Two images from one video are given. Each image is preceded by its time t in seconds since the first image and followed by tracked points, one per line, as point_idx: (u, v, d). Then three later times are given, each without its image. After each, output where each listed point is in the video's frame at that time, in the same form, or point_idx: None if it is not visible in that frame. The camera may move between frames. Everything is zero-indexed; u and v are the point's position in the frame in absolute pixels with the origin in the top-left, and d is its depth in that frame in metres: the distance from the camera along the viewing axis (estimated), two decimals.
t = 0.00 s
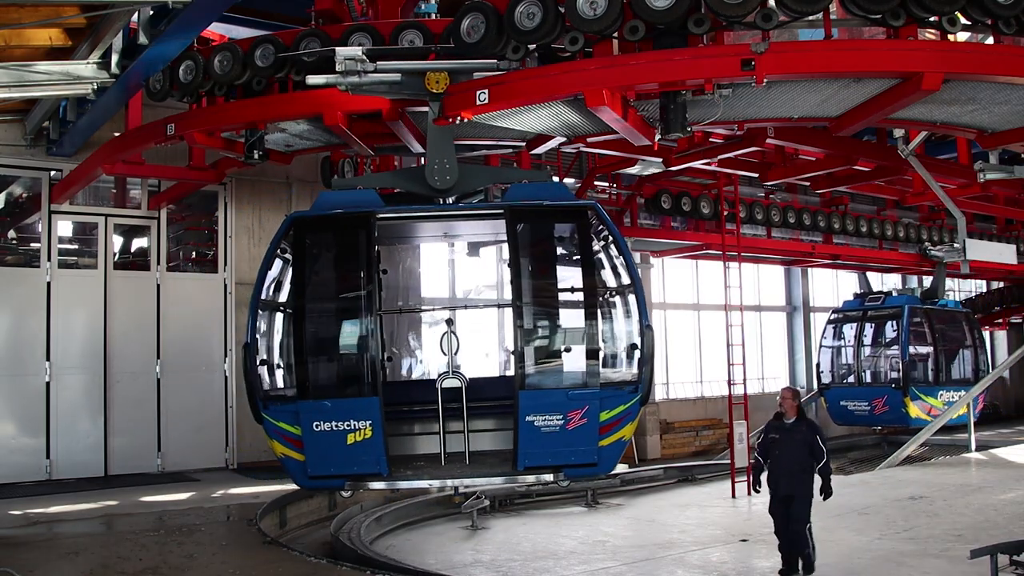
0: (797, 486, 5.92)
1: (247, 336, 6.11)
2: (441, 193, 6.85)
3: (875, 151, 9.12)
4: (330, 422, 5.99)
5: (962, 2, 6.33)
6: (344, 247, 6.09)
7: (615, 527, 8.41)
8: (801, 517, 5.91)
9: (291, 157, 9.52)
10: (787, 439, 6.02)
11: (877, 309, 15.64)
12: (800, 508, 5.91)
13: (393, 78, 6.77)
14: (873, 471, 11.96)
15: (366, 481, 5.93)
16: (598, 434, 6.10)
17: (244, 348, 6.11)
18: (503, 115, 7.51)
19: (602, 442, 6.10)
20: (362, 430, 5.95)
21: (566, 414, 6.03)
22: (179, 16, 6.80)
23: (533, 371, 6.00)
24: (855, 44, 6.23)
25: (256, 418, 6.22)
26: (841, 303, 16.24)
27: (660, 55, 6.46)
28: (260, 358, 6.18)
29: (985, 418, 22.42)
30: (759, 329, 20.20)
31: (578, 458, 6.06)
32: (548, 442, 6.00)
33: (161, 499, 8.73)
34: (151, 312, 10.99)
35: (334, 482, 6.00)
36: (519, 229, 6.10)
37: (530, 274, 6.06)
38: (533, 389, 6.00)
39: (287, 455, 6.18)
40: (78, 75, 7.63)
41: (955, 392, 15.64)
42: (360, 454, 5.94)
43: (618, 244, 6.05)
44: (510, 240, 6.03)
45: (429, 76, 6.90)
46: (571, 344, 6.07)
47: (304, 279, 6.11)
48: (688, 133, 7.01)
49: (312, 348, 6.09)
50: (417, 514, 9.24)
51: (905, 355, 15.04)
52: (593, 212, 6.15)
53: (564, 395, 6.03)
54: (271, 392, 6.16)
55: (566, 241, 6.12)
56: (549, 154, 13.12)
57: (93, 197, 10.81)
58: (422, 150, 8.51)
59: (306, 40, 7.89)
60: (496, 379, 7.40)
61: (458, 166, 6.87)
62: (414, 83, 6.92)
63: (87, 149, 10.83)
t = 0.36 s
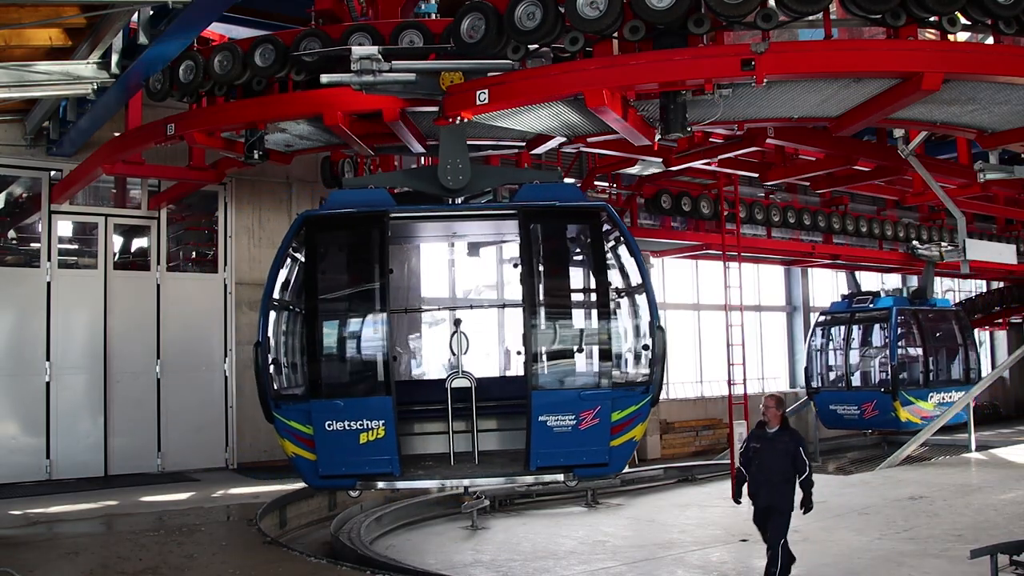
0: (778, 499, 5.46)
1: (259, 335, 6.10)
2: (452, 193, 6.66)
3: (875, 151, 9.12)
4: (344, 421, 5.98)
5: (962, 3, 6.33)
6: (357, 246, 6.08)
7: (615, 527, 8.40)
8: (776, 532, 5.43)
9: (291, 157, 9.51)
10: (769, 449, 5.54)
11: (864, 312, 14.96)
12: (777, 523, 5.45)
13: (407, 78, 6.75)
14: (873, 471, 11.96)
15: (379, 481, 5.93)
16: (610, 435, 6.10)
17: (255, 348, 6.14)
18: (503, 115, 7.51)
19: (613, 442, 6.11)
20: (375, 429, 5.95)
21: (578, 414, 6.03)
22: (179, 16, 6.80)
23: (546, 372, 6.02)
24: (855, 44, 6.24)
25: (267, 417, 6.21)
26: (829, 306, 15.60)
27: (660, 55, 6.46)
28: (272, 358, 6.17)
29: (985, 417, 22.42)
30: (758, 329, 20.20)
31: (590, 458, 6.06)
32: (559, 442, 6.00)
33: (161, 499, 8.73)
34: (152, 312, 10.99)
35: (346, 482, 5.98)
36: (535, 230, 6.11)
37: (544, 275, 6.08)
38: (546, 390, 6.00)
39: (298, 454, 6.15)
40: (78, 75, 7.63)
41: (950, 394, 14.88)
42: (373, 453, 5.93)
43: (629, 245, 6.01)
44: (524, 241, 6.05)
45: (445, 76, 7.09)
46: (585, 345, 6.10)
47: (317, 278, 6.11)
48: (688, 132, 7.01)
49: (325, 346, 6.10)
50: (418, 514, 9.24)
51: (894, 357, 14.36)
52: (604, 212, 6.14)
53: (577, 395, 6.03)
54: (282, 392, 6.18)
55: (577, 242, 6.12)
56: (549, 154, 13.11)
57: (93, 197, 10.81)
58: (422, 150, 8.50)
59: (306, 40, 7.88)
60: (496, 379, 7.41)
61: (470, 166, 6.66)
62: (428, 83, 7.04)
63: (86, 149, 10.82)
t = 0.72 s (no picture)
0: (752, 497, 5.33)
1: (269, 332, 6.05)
2: (462, 192, 6.66)
3: (875, 151, 9.13)
4: (353, 420, 5.98)
5: (962, 3, 6.33)
6: (369, 245, 6.07)
7: (615, 527, 8.40)
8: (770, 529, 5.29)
9: (291, 157, 9.51)
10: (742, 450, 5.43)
11: (851, 312, 14.56)
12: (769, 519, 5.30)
13: (422, 77, 6.84)
14: (873, 471, 11.95)
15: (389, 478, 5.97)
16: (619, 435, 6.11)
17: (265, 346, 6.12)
18: (504, 115, 7.50)
19: (622, 442, 6.13)
20: (386, 428, 5.95)
21: (588, 414, 6.04)
22: (178, 16, 6.80)
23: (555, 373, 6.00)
24: (855, 44, 6.24)
25: (276, 416, 6.17)
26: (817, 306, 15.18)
27: (660, 54, 6.46)
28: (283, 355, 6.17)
29: (985, 417, 22.43)
30: (758, 329, 20.20)
31: (598, 458, 6.08)
32: (569, 441, 6.02)
33: (161, 499, 8.73)
34: (152, 312, 10.99)
35: (355, 481, 6.01)
36: (546, 231, 6.10)
37: (555, 275, 6.06)
38: (557, 389, 6.00)
39: (306, 453, 6.14)
40: (78, 75, 7.63)
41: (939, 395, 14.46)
42: (384, 452, 5.94)
43: (637, 245, 6.12)
44: (534, 241, 6.02)
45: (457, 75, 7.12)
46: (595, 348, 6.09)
47: (328, 276, 6.08)
48: (688, 132, 7.01)
49: (335, 345, 6.07)
50: (418, 514, 9.25)
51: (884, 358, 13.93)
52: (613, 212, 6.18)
53: (587, 395, 6.03)
54: (292, 390, 6.15)
55: (586, 242, 6.14)
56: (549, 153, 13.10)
57: (93, 197, 10.81)
58: (422, 150, 8.50)
59: (306, 40, 7.87)
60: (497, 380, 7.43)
61: (481, 166, 6.68)
62: (442, 83, 7.09)
63: (87, 149, 10.82)
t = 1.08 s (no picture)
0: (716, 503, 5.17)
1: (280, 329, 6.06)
2: (473, 193, 6.44)
3: (875, 151, 9.14)
4: (363, 419, 5.95)
5: (962, 3, 6.33)
6: (382, 243, 6.08)
7: (615, 527, 8.40)
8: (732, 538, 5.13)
9: (291, 157, 9.51)
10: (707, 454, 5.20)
11: (839, 312, 14.30)
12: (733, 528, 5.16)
13: (434, 77, 7.03)
14: (873, 471, 11.95)
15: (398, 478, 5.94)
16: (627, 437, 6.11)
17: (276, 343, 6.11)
18: (504, 115, 7.49)
19: (630, 444, 6.12)
20: (396, 428, 5.93)
21: (597, 416, 6.03)
22: (178, 16, 6.80)
23: (565, 373, 6.00)
24: (855, 44, 6.24)
25: (285, 414, 6.13)
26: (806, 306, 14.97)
27: (660, 54, 6.46)
28: (295, 351, 6.16)
29: (986, 417, 22.41)
30: (759, 329, 20.20)
31: (606, 459, 6.06)
32: (578, 443, 6.01)
33: (161, 499, 8.73)
34: (151, 312, 11.00)
35: (364, 479, 5.99)
36: (557, 232, 6.12)
37: (567, 274, 6.09)
38: (567, 390, 6.00)
39: (315, 451, 6.10)
40: (78, 75, 7.63)
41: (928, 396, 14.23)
42: (394, 452, 5.92)
43: (647, 247, 6.21)
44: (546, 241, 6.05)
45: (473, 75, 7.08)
46: (606, 349, 6.11)
47: (339, 274, 6.07)
48: (688, 132, 7.02)
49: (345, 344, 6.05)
50: (417, 514, 9.25)
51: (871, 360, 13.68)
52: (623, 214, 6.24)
53: (597, 397, 6.03)
54: (302, 387, 6.11)
55: (599, 244, 6.16)
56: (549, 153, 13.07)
57: (93, 197, 10.81)
58: (422, 150, 8.49)
59: (306, 40, 7.86)
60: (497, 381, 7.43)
61: (493, 169, 6.46)
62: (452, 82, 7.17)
63: (87, 149, 10.82)
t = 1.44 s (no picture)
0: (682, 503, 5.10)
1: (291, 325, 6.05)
2: (484, 192, 6.66)
3: (875, 151, 9.14)
4: (374, 417, 5.95)
5: (962, 2, 6.33)
6: (395, 242, 6.08)
7: (615, 527, 8.40)
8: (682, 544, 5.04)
9: (291, 158, 9.50)
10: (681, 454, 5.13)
11: (830, 311, 14.13)
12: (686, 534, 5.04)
13: (450, 76, 7.04)
14: (873, 471, 11.95)
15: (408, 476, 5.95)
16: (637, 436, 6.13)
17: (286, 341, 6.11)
18: (504, 115, 7.46)
19: (639, 443, 6.13)
20: (407, 426, 5.93)
21: (607, 416, 6.04)
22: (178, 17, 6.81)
23: (577, 372, 6.02)
24: (854, 44, 6.24)
25: (294, 412, 6.13)
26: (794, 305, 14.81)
27: (660, 55, 6.46)
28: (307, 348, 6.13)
29: (986, 417, 22.39)
30: (759, 329, 20.18)
31: (615, 459, 6.06)
32: (588, 442, 6.01)
33: (161, 499, 8.73)
34: (151, 312, 10.99)
35: (374, 478, 5.97)
36: (569, 232, 6.17)
37: (576, 275, 6.13)
38: (577, 390, 6.02)
39: (324, 450, 6.08)
40: (78, 75, 7.63)
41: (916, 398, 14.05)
42: (405, 451, 5.93)
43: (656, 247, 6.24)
44: (558, 242, 6.10)
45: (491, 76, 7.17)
46: (615, 347, 6.17)
47: (351, 271, 6.07)
48: (688, 132, 7.02)
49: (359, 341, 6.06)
50: (417, 515, 9.25)
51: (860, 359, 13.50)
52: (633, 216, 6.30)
53: (607, 397, 6.06)
54: (314, 385, 6.10)
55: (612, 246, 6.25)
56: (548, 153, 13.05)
57: (93, 197, 10.81)
58: (421, 150, 8.49)
59: (306, 40, 7.85)
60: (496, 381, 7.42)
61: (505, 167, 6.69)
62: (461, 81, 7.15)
63: (87, 149, 10.83)
